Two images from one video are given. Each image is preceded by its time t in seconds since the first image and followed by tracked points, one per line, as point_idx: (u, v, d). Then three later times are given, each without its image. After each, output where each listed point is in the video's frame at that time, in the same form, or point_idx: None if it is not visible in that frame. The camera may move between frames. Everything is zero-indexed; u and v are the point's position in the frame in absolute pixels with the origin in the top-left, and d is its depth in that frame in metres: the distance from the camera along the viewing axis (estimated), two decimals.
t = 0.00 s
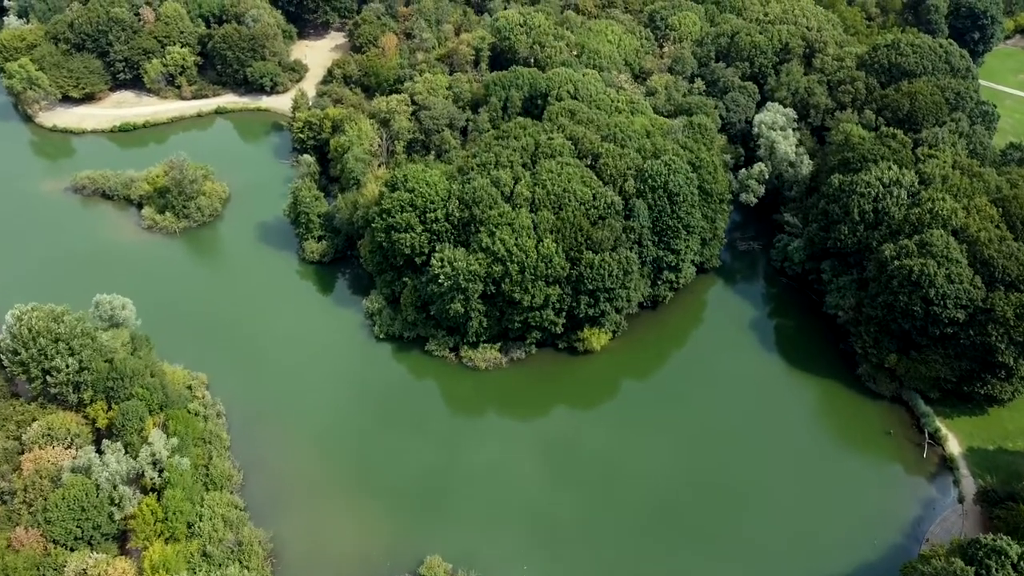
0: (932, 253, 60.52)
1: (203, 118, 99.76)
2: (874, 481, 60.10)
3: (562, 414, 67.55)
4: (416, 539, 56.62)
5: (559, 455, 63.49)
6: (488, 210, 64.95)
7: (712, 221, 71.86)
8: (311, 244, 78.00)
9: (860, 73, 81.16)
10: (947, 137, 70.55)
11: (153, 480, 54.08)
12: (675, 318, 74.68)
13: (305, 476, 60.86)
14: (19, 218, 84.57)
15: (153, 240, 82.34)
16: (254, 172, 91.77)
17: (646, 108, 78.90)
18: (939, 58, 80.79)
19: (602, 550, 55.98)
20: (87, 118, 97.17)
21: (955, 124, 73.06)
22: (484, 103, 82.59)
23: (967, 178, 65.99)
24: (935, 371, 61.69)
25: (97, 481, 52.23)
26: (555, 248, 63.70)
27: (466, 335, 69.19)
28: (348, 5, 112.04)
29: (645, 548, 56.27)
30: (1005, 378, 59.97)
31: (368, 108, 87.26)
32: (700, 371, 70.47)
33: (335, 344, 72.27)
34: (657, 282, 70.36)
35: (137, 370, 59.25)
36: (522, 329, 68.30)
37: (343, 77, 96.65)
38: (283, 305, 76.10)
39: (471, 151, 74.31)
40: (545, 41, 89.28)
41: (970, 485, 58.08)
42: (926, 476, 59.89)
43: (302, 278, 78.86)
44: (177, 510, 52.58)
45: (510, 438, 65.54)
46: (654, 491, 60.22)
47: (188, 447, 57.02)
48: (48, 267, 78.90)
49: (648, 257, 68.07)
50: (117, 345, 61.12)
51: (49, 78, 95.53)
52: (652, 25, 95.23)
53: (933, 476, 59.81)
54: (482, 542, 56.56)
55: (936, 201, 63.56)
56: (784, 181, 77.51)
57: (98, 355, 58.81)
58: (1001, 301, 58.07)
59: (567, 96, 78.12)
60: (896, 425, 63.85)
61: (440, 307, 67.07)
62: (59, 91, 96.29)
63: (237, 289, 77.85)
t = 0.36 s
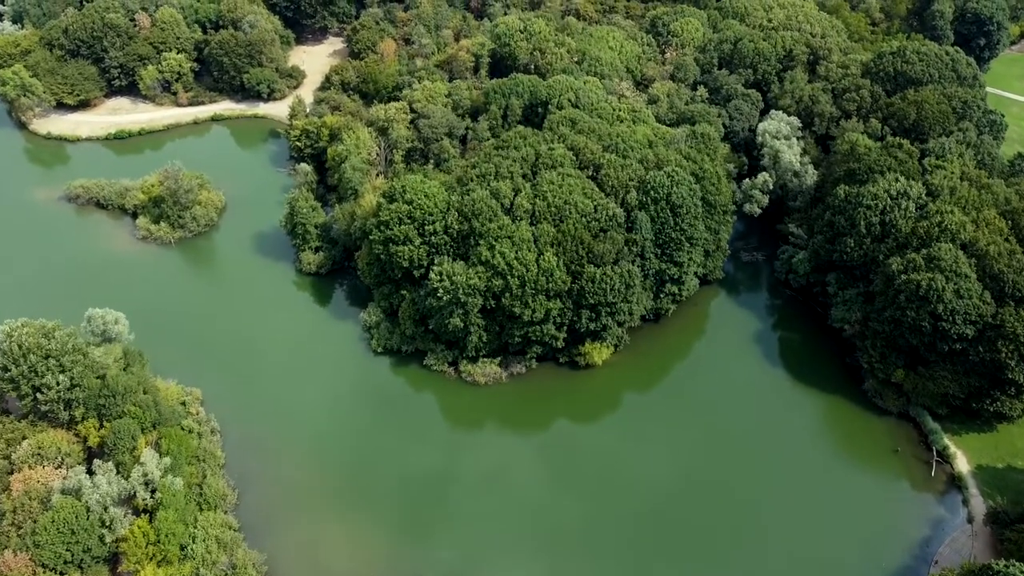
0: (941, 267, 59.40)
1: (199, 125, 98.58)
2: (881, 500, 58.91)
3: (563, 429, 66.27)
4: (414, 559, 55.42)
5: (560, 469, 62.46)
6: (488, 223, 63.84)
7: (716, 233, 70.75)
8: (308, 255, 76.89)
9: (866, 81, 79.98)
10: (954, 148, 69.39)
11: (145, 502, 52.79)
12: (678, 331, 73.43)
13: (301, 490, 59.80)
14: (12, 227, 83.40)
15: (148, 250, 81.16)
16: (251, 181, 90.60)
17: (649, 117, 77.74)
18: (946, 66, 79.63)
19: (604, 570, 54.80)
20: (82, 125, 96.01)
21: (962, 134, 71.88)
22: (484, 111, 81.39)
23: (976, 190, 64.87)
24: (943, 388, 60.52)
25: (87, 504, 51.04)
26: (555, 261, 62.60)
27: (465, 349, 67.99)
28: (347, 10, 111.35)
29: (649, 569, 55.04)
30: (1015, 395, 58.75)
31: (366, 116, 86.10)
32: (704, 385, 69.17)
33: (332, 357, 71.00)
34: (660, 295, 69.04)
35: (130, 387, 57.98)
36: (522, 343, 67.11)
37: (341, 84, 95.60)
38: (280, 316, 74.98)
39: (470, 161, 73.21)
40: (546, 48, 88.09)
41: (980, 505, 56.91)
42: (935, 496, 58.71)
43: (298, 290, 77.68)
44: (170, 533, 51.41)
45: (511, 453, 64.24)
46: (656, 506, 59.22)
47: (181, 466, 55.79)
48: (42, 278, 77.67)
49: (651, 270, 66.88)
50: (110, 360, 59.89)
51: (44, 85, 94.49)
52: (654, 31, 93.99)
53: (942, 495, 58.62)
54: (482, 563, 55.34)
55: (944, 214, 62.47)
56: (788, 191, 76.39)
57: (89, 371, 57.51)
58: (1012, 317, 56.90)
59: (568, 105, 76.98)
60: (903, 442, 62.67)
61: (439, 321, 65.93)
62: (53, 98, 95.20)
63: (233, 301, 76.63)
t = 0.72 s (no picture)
0: (950, 283, 58.31)
1: (195, 133, 97.41)
2: (889, 520, 57.68)
3: (564, 445, 65.00)
4: None
5: (560, 483, 61.43)
6: (487, 236, 62.71)
7: (719, 245, 69.67)
8: (305, 267, 75.85)
9: (871, 89, 78.84)
10: (962, 159, 68.27)
11: (137, 525, 51.61)
12: (681, 345, 72.25)
13: (297, 505, 58.72)
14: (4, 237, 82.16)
15: (142, 261, 79.97)
16: (247, 190, 89.48)
17: (651, 126, 76.59)
18: (952, 74, 78.46)
19: None
20: (76, 132, 94.80)
21: (970, 144, 70.72)
22: (484, 119, 80.22)
23: (985, 203, 63.80)
24: (952, 405, 59.36)
25: (77, 528, 49.40)
26: (556, 276, 61.51)
27: (464, 364, 66.82)
28: (346, 16, 110.41)
29: None
30: None
31: (364, 124, 84.93)
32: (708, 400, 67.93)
33: (329, 371, 69.79)
34: (662, 308, 67.83)
35: (122, 406, 56.66)
36: (522, 359, 65.93)
37: (339, 91, 94.55)
38: (277, 329, 73.81)
39: (469, 171, 72.10)
40: (546, 55, 86.90)
41: (990, 526, 55.71)
42: (943, 516, 57.49)
43: (295, 302, 76.50)
44: (163, 557, 50.22)
45: (511, 469, 63.00)
46: (658, 520, 58.27)
47: (174, 486, 54.82)
48: (34, 290, 76.42)
49: (653, 284, 65.70)
50: (101, 377, 58.63)
51: (38, 92, 93.32)
52: (656, 37, 92.74)
53: (950, 515, 57.41)
54: None
55: (952, 228, 61.41)
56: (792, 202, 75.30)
57: (81, 389, 56.19)
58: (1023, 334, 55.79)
59: (569, 114, 75.86)
60: (911, 460, 61.49)
61: (437, 336, 64.79)
62: (48, 105, 94.04)
63: (228, 313, 75.41)
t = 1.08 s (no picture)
0: (959, 299, 57.28)
1: (191, 140, 96.17)
2: (897, 540, 56.41)
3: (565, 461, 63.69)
4: None
5: (561, 499, 60.17)
6: (487, 250, 61.61)
7: (723, 258, 68.54)
8: (302, 278, 74.69)
9: (876, 97, 77.67)
10: (970, 170, 67.14)
11: (129, 548, 50.44)
12: (684, 359, 70.99)
13: (292, 523, 57.41)
14: None
15: (136, 272, 78.73)
16: (244, 198, 88.28)
17: (653, 135, 75.38)
18: (960, 82, 77.24)
19: None
20: (71, 139, 93.64)
21: (978, 155, 69.54)
22: (483, 128, 78.98)
23: (993, 217, 62.76)
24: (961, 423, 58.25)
25: (66, 552, 48.17)
26: (557, 290, 60.41)
27: (464, 380, 65.60)
28: (344, 21, 109.23)
29: None
30: None
31: (362, 133, 83.71)
32: (712, 415, 66.65)
33: (325, 385, 68.50)
34: (665, 322, 66.57)
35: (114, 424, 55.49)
36: (523, 374, 64.72)
37: (337, 98, 93.43)
38: (273, 341, 72.55)
39: (469, 182, 70.92)
40: (547, 61, 85.65)
41: (1000, 548, 54.51)
42: (952, 536, 56.28)
43: (291, 315, 75.26)
44: None
45: (511, 485, 61.66)
46: (661, 538, 57.07)
47: (167, 507, 53.44)
48: (26, 301, 75.21)
49: (656, 298, 64.53)
50: (93, 395, 57.48)
51: (33, 99, 92.26)
52: (658, 43, 91.46)
53: (960, 537, 56.20)
54: None
55: (961, 242, 60.36)
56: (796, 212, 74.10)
57: (72, 408, 55.04)
58: None
59: (570, 123, 74.70)
60: (919, 479, 60.27)
61: (436, 351, 63.61)
62: (42, 112, 92.92)
63: (224, 325, 74.16)
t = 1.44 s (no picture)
0: (969, 316, 56.10)
1: (187, 148, 94.90)
2: (906, 562, 55.17)
3: (566, 478, 62.38)
4: None
5: (562, 518, 58.85)
6: (487, 265, 60.43)
7: (727, 271, 67.36)
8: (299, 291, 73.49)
9: (882, 106, 76.50)
10: (979, 182, 66.05)
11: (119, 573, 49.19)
12: (687, 373, 69.73)
13: (287, 542, 56.10)
14: None
15: (130, 283, 77.46)
16: (240, 208, 87.08)
17: (656, 145, 74.21)
18: (967, 91, 76.09)
19: None
20: (65, 147, 92.39)
21: (986, 166, 68.43)
22: (483, 137, 77.80)
23: (1002, 230, 61.68)
24: (970, 441, 57.11)
25: None
26: (558, 306, 59.26)
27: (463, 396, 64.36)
28: (342, 26, 107.97)
29: None
30: None
31: (360, 141, 82.54)
32: (716, 430, 65.31)
33: (322, 400, 67.21)
34: (668, 336, 65.32)
35: (106, 443, 54.16)
36: (523, 391, 63.49)
37: (335, 105, 92.30)
38: (269, 355, 71.28)
39: (468, 193, 69.74)
40: (547, 69, 84.42)
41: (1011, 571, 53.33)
42: (962, 558, 55.06)
43: (287, 328, 74.03)
44: None
45: (512, 503, 60.37)
46: (664, 558, 55.89)
47: (159, 529, 52.19)
48: (17, 314, 73.95)
49: (659, 313, 63.36)
50: (84, 413, 56.15)
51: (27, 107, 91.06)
52: (660, 50, 90.18)
53: (970, 558, 54.97)
54: None
55: (970, 257, 59.29)
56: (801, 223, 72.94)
57: (62, 426, 53.62)
58: None
59: (571, 132, 73.48)
60: (928, 498, 59.02)
61: (435, 367, 62.43)
62: (36, 120, 91.72)
63: (219, 338, 72.90)
